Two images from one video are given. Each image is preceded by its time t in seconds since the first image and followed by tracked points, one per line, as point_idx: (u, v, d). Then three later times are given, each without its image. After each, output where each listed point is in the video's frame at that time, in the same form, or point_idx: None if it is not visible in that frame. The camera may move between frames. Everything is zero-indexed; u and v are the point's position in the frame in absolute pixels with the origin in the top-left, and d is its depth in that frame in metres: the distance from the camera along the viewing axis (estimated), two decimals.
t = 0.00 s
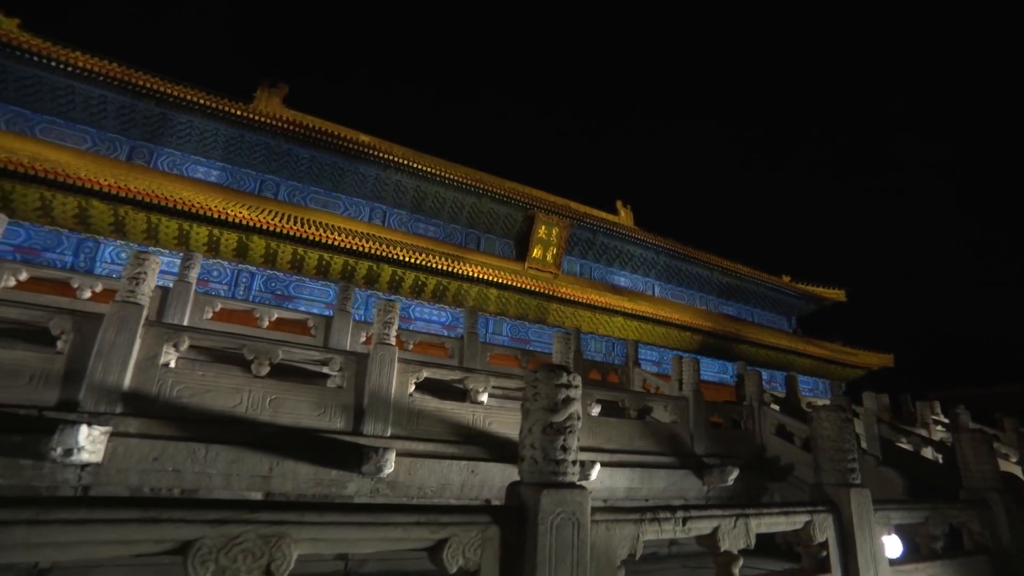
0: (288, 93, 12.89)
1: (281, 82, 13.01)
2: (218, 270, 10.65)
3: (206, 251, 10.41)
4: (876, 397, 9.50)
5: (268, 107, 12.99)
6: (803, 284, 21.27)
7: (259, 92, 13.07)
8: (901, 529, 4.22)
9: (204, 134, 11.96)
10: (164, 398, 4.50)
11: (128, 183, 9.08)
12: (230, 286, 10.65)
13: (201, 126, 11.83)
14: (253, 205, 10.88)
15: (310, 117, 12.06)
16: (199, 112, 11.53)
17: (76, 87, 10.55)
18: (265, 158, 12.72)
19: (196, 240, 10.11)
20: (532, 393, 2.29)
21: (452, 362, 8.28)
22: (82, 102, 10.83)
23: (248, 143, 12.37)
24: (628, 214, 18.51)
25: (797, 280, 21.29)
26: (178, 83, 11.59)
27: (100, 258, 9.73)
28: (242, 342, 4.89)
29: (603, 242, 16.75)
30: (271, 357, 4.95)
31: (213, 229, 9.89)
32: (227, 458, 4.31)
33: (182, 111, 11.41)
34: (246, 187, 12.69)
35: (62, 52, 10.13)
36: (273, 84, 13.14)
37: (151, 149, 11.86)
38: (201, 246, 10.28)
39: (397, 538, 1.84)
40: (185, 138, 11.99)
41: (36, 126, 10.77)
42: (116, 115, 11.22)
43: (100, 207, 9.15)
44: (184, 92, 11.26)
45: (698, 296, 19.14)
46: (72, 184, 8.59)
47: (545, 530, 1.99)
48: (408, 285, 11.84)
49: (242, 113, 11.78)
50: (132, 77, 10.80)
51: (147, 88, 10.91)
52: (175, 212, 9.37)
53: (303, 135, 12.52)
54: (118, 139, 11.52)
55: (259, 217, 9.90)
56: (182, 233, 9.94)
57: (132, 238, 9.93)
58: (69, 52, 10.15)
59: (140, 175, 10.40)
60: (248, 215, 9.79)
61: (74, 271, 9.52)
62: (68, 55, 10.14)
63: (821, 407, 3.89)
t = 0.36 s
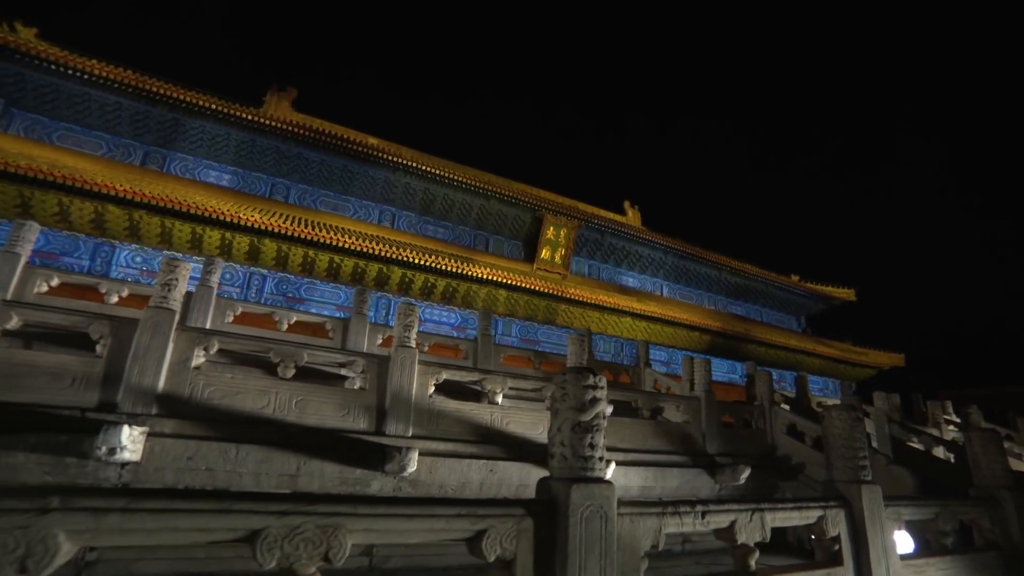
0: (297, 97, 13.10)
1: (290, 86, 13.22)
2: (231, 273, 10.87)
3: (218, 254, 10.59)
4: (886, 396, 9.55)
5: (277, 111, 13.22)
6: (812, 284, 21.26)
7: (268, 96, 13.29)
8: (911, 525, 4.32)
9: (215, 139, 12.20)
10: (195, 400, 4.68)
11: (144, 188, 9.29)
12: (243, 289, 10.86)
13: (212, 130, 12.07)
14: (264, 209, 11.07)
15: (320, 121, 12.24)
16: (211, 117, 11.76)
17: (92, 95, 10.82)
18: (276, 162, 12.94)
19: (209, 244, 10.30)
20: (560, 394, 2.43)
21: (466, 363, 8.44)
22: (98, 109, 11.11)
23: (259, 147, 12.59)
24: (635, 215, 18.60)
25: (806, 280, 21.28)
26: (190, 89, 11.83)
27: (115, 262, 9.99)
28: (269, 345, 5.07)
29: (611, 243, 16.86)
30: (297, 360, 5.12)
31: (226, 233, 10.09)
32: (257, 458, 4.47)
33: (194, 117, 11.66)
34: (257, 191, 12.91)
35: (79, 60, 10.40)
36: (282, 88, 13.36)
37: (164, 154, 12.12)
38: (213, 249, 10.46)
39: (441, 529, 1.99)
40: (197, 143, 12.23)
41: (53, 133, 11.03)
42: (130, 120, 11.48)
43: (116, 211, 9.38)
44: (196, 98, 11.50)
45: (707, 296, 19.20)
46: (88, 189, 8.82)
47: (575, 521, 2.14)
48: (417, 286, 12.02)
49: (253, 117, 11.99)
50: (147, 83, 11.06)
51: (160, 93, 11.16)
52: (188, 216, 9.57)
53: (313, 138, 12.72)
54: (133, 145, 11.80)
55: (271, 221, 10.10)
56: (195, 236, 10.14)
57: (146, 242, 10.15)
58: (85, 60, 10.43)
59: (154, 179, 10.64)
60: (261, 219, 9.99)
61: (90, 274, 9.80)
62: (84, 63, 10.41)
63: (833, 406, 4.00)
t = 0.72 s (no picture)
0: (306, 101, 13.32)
1: (300, 90, 13.45)
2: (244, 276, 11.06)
3: (231, 257, 10.79)
4: (898, 396, 9.59)
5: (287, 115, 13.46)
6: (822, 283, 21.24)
7: (279, 100, 13.52)
8: (923, 522, 4.42)
9: (227, 143, 12.44)
10: (226, 402, 4.87)
11: (159, 193, 9.52)
12: (256, 291, 11.04)
13: (224, 135, 12.31)
14: (276, 212, 11.27)
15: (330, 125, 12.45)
16: (223, 122, 12.00)
17: (108, 102, 11.10)
18: (287, 165, 13.18)
19: (222, 247, 10.51)
20: (587, 395, 2.58)
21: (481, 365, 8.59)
22: (114, 116, 11.39)
23: (271, 151, 12.81)
24: (643, 215, 18.68)
25: (817, 279, 21.26)
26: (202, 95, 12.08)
27: (132, 266, 10.18)
28: (295, 349, 5.25)
29: (620, 244, 16.96)
30: (321, 362, 5.31)
31: (239, 236, 10.29)
32: (285, 457, 4.63)
33: (207, 122, 11.91)
34: (269, 195, 13.16)
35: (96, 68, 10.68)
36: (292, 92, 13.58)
37: (178, 159, 12.39)
38: (226, 253, 10.67)
39: (479, 521, 2.14)
40: (210, 148, 12.49)
41: (70, 140, 11.38)
42: (145, 126, 11.75)
43: (132, 216, 9.61)
44: (209, 103, 11.73)
45: (716, 296, 19.24)
46: (106, 195, 9.06)
47: (603, 515, 2.28)
48: (428, 288, 12.19)
49: (264, 121, 12.22)
50: (160, 90, 11.29)
51: (173, 99, 11.40)
52: (203, 220, 9.78)
53: (323, 142, 12.92)
54: (147, 150, 12.07)
55: (284, 224, 10.31)
56: (209, 240, 10.35)
57: (161, 246, 10.37)
58: (102, 68, 10.70)
59: (169, 184, 10.88)
60: (274, 223, 10.19)
61: (108, 278, 9.99)
62: (100, 71, 10.69)
63: (845, 407, 4.10)
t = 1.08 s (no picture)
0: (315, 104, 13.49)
1: (308, 93, 13.62)
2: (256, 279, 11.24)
3: (242, 261, 10.96)
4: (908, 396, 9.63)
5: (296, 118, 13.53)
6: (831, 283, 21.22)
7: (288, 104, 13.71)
8: (932, 519, 4.51)
9: (238, 147, 12.67)
10: (253, 403, 5.05)
11: (173, 198, 9.74)
12: (267, 293, 11.25)
13: (235, 140, 12.54)
14: (286, 216, 11.46)
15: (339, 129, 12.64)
16: (234, 126, 12.22)
17: (122, 108, 11.37)
18: (296, 169, 13.38)
19: (234, 250, 10.69)
20: (609, 396, 2.72)
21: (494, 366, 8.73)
22: (127, 121, 11.66)
23: (281, 155, 13.02)
24: (651, 215, 18.75)
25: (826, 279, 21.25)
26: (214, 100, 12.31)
27: (146, 269, 10.41)
28: (317, 352, 5.42)
29: (628, 244, 17.06)
30: (343, 365, 5.48)
31: (251, 240, 10.47)
32: (310, 457, 4.79)
33: (218, 127, 12.14)
34: (279, 198, 13.37)
35: (111, 75, 10.97)
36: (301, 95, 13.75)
37: (190, 164, 12.63)
38: (238, 256, 10.86)
39: (511, 514, 2.28)
40: (221, 152, 12.73)
41: (86, 146, 11.70)
42: (158, 131, 12.00)
43: (146, 221, 9.82)
44: (220, 108, 11.96)
45: (724, 296, 19.30)
46: (121, 200, 9.28)
47: (626, 509, 2.43)
48: (437, 290, 12.36)
49: (274, 126, 12.43)
50: (172, 95, 11.53)
51: (185, 105, 11.64)
52: (215, 224, 9.98)
53: (332, 145, 13.11)
54: (160, 155, 12.33)
55: (294, 227, 10.49)
56: (221, 244, 10.54)
57: (174, 249, 10.57)
58: (116, 75, 10.97)
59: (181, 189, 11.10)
60: (285, 226, 10.38)
61: (123, 281, 10.23)
62: (114, 78, 10.96)
63: (855, 407, 4.21)
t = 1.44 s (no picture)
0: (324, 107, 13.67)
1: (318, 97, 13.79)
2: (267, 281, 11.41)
3: (254, 264, 11.16)
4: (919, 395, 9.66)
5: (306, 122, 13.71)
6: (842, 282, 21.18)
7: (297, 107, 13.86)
8: (943, 515, 4.61)
9: (250, 152, 12.91)
10: (278, 404, 5.23)
11: (187, 202, 9.96)
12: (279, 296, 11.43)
13: (247, 144, 12.78)
14: (297, 218, 11.65)
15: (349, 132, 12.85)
16: (246, 131, 12.47)
17: (137, 114, 11.67)
18: (307, 172, 13.59)
19: (247, 254, 10.90)
20: (630, 395, 2.86)
21: (508, 367, 8.88)
22: (142, 127, 11.95)
23: (292, 158, 13.25)
24: (659, 215, 18.81)
25: (836, 278, 21.21)
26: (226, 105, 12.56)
27: (161, 273, 10.65)
28: (340, 354, 5.59)
29: (636, 245, 17.15)
30: (365, 367, 5.66)
31: (263, 243, 10.67)
32: (335, 456, 4.95)
33: (230, 131, 12.39)
34: (290, 201, 13.57)
35: (127, 83, 11.29)
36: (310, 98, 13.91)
37: (203, 168, 12.89)
38: (250, 259, 11.05)
39: (540, 507, 2.44)
40: (233, 157, 12.98)
41: (102, 152, 12.02)
42: (172, 137, 12.28)
43: (161, 225, 10.05)
44: (232, 113, 12.21)
45: (733, 296, 19.33)
46: (137, 205, 9.51)
47: (648, 502, 2.57)
48: (446, 291, 12.52)
49: (285, 129, 12.65)
50: (185, 101, 11.79)
51: (198, 110, 11.90)
52: (228, 227, 10.19)
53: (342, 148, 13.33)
54: (173, 160, 12.60)
55: (306, 230, 10.69)
56: (233, 247, 10.75)
57: (189, 253, 10.78)
58: (130, 82, 11.26)
59: (195, 193, 11.34)
60: (297, 229, 10.58)
61: (138, 284, 10.47)
62: (129, 85, 11.25)
63: (865, 405, 4.32)
